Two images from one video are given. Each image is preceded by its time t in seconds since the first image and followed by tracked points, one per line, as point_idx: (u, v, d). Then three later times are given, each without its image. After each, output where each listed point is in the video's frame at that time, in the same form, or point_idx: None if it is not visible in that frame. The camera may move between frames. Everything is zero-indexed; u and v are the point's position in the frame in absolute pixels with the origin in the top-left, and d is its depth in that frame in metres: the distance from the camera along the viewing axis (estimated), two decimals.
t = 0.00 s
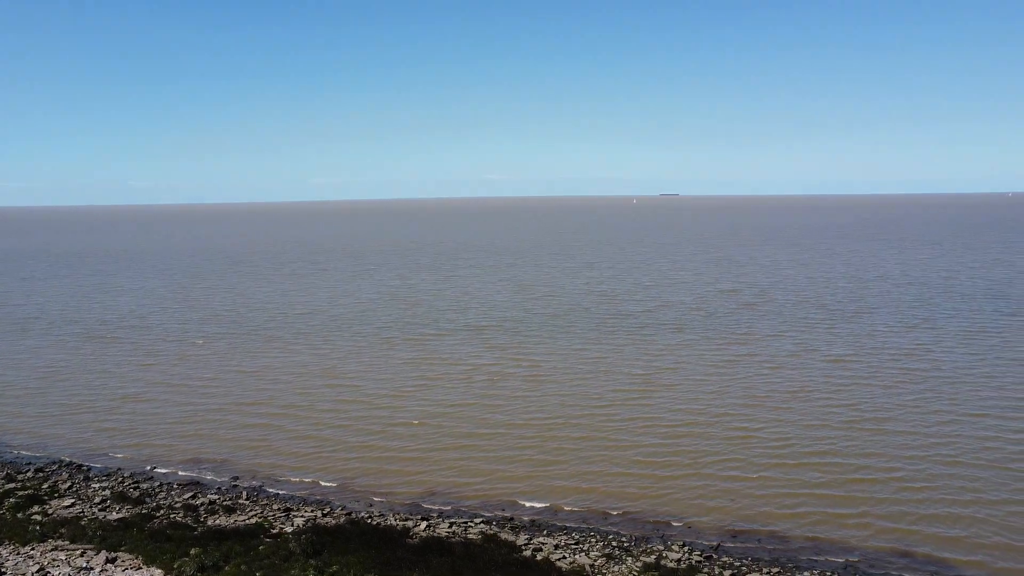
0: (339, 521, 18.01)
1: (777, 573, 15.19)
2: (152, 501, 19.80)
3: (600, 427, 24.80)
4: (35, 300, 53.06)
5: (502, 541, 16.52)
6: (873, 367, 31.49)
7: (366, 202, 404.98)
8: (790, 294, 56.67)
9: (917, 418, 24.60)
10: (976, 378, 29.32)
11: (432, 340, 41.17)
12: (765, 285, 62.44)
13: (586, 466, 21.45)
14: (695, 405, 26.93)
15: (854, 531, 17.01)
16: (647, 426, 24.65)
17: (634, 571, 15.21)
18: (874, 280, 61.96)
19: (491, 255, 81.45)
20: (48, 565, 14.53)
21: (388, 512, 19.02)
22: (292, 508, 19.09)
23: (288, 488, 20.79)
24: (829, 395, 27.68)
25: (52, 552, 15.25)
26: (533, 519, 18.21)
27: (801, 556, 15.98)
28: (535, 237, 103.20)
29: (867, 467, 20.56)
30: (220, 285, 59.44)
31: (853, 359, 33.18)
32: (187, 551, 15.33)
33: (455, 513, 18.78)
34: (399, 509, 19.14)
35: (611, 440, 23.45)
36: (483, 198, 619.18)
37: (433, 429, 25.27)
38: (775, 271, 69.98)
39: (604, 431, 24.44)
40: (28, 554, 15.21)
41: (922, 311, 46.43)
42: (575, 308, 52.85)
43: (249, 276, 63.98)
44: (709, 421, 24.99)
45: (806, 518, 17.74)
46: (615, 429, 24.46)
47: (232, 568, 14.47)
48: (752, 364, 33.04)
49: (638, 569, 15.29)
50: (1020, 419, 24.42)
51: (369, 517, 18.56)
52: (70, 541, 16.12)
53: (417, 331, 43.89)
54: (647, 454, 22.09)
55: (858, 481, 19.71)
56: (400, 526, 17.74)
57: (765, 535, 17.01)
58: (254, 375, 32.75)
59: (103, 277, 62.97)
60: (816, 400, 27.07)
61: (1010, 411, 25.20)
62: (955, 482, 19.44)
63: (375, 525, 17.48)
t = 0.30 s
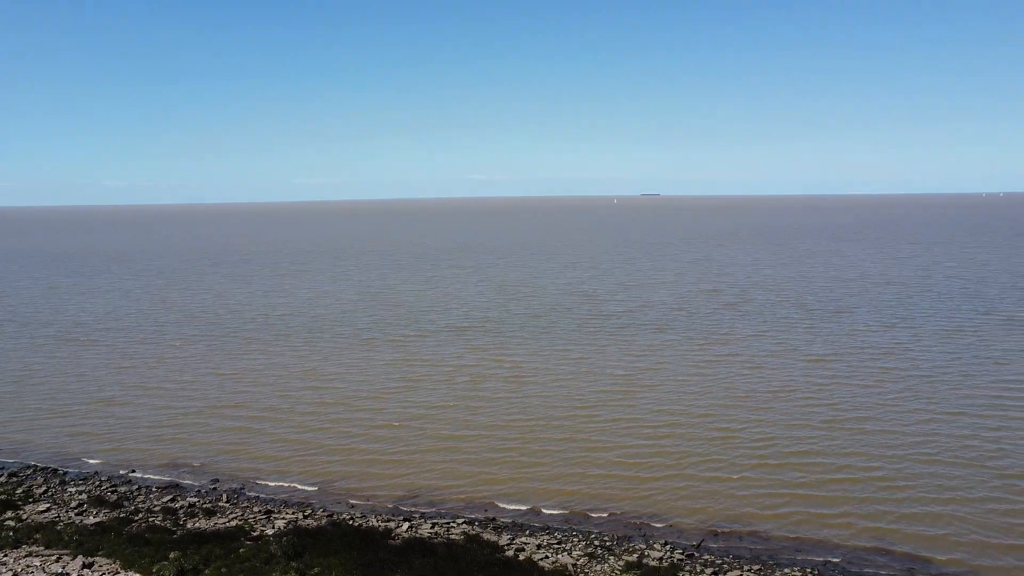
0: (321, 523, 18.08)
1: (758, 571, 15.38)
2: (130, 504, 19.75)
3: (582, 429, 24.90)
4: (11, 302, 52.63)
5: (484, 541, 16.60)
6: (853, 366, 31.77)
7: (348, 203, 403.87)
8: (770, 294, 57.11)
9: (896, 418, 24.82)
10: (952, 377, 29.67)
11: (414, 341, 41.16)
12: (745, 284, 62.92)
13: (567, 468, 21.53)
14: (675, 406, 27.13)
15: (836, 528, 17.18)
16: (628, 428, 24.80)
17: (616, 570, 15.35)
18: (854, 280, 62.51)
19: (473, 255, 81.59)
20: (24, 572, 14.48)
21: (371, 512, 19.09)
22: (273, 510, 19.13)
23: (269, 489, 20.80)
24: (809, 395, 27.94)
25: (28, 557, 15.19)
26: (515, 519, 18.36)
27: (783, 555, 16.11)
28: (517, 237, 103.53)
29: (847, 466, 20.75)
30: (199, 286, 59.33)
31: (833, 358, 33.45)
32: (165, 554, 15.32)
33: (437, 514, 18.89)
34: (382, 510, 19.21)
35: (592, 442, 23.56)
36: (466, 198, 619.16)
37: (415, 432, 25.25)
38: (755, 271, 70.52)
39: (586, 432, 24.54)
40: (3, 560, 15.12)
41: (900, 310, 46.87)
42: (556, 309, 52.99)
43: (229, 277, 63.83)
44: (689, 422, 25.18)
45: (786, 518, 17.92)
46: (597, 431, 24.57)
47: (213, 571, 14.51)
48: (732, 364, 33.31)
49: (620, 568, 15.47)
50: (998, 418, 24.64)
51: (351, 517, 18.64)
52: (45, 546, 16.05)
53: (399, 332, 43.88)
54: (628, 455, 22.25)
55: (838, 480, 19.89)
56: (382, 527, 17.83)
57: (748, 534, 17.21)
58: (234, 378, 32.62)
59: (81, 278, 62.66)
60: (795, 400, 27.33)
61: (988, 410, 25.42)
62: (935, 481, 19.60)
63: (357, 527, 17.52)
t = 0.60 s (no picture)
0: (302, 525, 18.05)
1: (739, 569, 15.33)
2: (107, 508, 19.64)
3: (562, 430, 24.78)
4: None
5: (466, 541, 16.59)
6: (832, 366, 31.84)
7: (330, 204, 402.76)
8: (750, 294, 57.41)
9: (875, 416, 24.80)
10: (930, 374, 29.88)
11: (395, 342, 41.06)
12: (725, 284, 63.27)
13: (547, 471, 21.34)
14: (655, 406, 27.10)
15: (816, 527, 17.13)
16: (609, 429, 24.70)
17: (600, 570, 15.33)
18: (833, 279, 62.95)
19: (453, 255, 81.57)
20: None
21: (352, 514, 19.05)
22: (253, 513, 19.06)
23: (248, 492, 20.70)
24: (789, 393, 28.09)
25: None
26: (496, 520, 18.39)
27: (767, 552, 16.08)
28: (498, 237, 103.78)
29: (827, 465, 20.67)
30: (177, 287, 58.95)
31: (813, 357, 33.53)
32: (142, 558, 15.31)
33: (420, 515, 18.89)
34: (364, 511, 19.19)
35: (574, 442, 23.54)
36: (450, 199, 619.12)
37: (394, 436, 25.03)
38: (735, 271, 70.91)
39: (566, 434, 24.41)
40: None
41: (879, 310, 47.15)
42: (537, 310, 53.05)
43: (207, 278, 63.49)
44: (669, 420, 25.27)
45: (765, 516, 17.85)
46: (578, 432, 24.58)
47: None
48: (712, 364, 33.47)
49: (603, 567, 15.46)
50: (977, 415, 24.63)
51: (333, 519, 18.59)
52: (18, 553, 15.90)
53: (380, 333, 43.77)
54: (607, 456, 22.14)
55: (819, 479, 19.81)
56: (363, 528, 17.86)
57: (729, 532, 17.14)
58: (211, 381, 32.33)
59: (57, 279, 62.17)
60: (775, 399, 27.33)
61: (966, 407, 25.41)
62: (915, 479, 19.49)
63: (339, 528, 17.44)
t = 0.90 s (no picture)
0: (283, 527, 18.04)
1: (719, 567, 15.30)
2: (84, 512, 19.54)
3: (542, 431, 24.56)
4: None
5: (450, 543, 16.57)
6: (812, 366, 31.91)
7: (311, 205, 401.31)
8: (731, 295, 57.76)
9: (856, 415, 24.71)
10: (907, 372, 30.28)
11: (377, 344, 41.06)
12: (706, 284, 63.81)
13: (526, 473, 21.05)
14: (636, 406, 27.03)
15: (797, 525, 17.01)
16: (590, 429, 24.52)
17: (581, 568, 15.39)
18: (812, 279, 63.60)
19: (435, 257, 81.78)
20: None
21: (333, 515, 19.02)
22: (234, 516, 19.03)
23: (229, 495, 20.63)
24: (768, 390, 28.37)
25: None
26: (478, 518, 18.42)
27: (747, 547, 16.19)
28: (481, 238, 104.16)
29: (808, 464, 20.51)
30: (156, 289, 58.65)
31: (793, 357, 33.87)
32: (121, 563, 15.22)
33: (402, 515, 18.88)
34: (345, 512, 19.17)
35: (556, 439, 23.66)
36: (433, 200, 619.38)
37: (372, 438, 24.68)
38: (715, 271, 71.50)
39: (546, 434, 24.20)
40: None
41: (858, 310, 47.44)
42: (520, 310, 53.21)
43: (187, 279, 63.27)
44: (650, 417, 25.45)
45: (746, 512, 17.93)
46: (560, 429, 24.70)
47: None
48: (693, 363, 33.75)
49: (585, 567, 15.41)
50: (957, 413, 24.56)
51: (314, 521, 18.58)
52: None
53: (362, 335, 43.73)
54: (587, 457, 21.90)
55: (800, 478, 19.66)
56: (345, 530, 17.76)
57: (711, 530, 17.09)
58: (189, 386, 32.01)
59: (34, 281, 61.78)
60: (756, 398, 27.30)
61: (946, 405, 25.37)
62: (895, 478, 19.30)
63: (320, 530, 17.41)
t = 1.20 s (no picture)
0: (264, 529, 18.03)
1: (702, 565, 15.46)
2: (60, 517, 19.39)
3: (524, 433, 24.59)
4: None
5: (431, 543, 16.64)
6: (790, 367, 32.22)
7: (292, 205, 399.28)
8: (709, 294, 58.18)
9: (834, 414, 24.95)
10: (884, 371, 30.68)
11: (358, 345, 41.00)
12: (686, 284, 64.25)
13: (509, 475, 21.04)
14: (617, 406, 27.22)
15: (778, 525, 17.19)
16: (571, 430, 24.59)
17: (564, 567, 15.49)
18: (791, 279, 64.14)
19: (416, 257, 81.71)
20: None
21: (316, 517, 19.00)
22: (214, 519, 18.99)
23: (209, 499, 20.53)
24: (748, 390, 28.65)
25: None
26: (461, 519, 18.47)
27: (727, 545, 16.35)
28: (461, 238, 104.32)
29: (789, 464, 20.69)
30: (133, 290, 58.20)
31: (772, 357, 34.20)
32: (98, 568, 15.08)
33: (385, 517, 18.90)
34: (328, 514, 19.15)
35: (537, 440, 23.77)
36: (414, 200, 618.25)
37: (354, 441, 24.61)
38: (695, 271, 71.95)
39: (528, 437, 24.22)
40: None
41: (836, 310, 47.93)
42: (501, 311, 53.30)
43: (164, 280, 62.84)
44: (631, 418, 25.64)
45: (725, 510, 18.13)
46: (542, 430, 24.81)
47: None
48: (672, 364, 34.00)
49: (567, 566, 15.53)
50: (933, 412, 24.88)
51: (295, 523, 18.58)
52: None
53: (343, 336, 43.63)
54: (569, 459, 21.95)
55: (780, 478, 19.82)
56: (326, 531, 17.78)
57: (693, 529, 17.25)
58: (167, 389, 31.78)
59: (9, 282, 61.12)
60: (735, 399, 27.50)
61: (923, 405, 25.70)
62: (875, 478, 19.52)
63: (302, 532, 17.40)
